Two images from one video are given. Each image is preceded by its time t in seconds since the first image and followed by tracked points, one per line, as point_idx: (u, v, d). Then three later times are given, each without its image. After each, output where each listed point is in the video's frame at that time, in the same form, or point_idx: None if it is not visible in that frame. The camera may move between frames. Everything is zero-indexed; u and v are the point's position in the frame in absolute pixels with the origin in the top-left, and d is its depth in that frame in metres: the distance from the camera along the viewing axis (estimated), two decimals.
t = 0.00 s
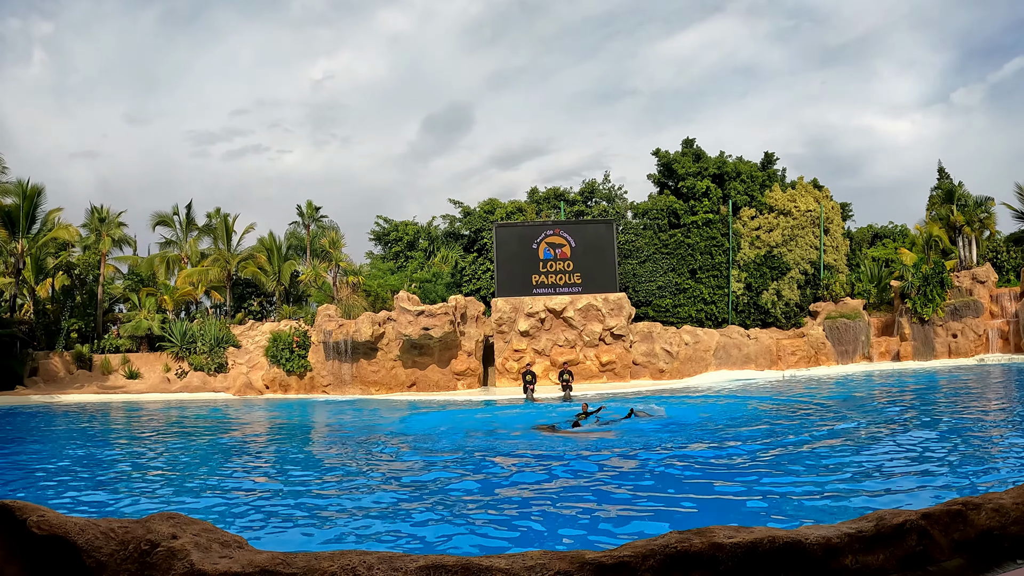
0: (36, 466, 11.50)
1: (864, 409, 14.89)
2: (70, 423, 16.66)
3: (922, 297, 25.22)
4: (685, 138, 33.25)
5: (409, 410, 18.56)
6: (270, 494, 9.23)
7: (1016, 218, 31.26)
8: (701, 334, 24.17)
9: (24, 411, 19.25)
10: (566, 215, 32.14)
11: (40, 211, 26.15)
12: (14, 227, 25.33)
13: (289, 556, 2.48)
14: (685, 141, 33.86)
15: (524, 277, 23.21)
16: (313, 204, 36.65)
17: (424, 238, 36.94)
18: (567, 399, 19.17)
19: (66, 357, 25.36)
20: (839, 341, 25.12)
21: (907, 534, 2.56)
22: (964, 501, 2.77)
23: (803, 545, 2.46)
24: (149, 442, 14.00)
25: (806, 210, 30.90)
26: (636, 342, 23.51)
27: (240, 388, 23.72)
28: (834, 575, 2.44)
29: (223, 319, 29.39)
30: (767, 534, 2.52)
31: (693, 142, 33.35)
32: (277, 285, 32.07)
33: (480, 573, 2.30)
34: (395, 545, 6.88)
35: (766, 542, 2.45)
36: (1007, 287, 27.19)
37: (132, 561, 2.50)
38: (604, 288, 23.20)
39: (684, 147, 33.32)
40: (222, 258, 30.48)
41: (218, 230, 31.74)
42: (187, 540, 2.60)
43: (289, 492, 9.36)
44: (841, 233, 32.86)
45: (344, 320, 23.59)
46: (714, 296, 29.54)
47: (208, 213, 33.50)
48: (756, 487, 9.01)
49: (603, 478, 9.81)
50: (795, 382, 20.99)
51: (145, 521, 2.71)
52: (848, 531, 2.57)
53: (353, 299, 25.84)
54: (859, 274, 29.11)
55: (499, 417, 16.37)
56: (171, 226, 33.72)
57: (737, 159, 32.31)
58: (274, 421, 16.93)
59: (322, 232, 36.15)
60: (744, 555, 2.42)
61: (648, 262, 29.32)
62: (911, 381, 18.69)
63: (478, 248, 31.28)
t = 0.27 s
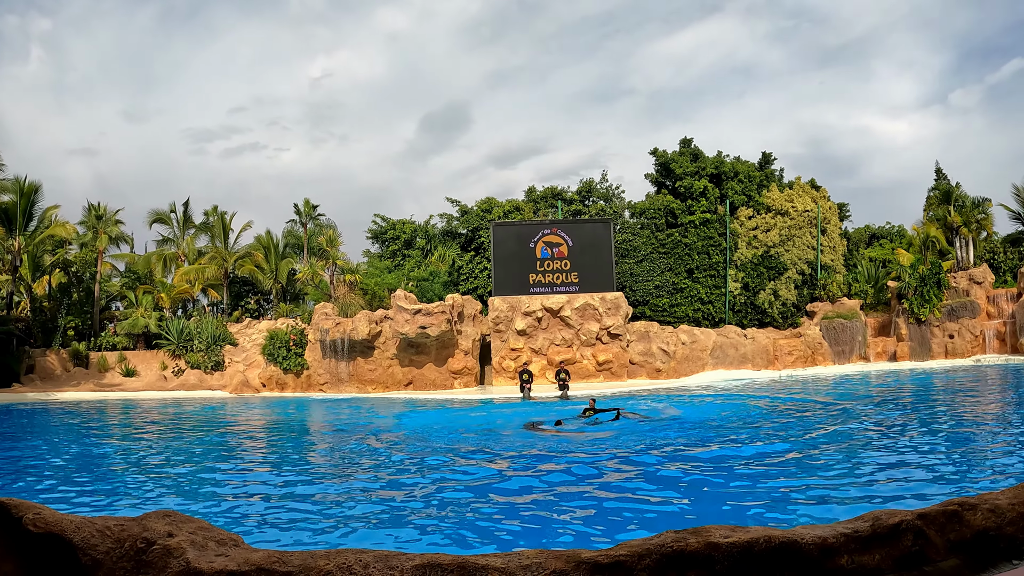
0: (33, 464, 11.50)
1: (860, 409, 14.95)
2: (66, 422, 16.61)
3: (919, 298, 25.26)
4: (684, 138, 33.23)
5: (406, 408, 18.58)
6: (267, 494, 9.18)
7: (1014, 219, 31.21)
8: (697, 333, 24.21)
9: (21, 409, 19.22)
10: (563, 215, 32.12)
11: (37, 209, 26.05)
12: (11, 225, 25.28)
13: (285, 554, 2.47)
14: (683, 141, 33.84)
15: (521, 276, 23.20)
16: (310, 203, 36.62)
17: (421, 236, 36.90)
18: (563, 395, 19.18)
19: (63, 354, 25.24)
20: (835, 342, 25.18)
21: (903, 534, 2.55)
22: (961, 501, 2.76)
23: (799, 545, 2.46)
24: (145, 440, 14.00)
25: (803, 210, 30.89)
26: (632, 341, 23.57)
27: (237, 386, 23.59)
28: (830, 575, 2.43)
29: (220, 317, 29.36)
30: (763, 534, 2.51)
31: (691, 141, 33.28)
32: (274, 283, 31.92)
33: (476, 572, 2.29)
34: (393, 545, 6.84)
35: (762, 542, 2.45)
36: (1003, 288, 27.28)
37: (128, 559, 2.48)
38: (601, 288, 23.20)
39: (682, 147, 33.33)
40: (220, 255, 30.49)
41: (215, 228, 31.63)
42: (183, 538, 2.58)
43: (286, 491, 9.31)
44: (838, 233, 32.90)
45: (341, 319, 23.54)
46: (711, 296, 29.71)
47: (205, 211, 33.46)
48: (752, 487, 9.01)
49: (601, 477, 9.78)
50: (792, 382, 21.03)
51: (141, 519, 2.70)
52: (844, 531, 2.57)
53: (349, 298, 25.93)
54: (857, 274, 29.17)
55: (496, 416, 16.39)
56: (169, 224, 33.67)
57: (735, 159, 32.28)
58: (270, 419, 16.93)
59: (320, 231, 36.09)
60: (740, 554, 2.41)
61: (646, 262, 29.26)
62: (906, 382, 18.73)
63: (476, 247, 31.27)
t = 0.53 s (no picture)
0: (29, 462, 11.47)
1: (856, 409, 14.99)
2: (63, 419, 16.57)
3: (917, 298, 25.31)
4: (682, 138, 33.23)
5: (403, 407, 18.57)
6: (263, 494, 9.06)
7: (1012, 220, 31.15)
8: (695, 333, 24.17)
9: (17, 407, 19.19)
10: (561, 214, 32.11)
11: (35, 206, 26.01)
12: (8, 222, 25.21)
13: (281, 553, 2.45)
14: (682, 140, 33.83)
15: (519, 275, 23.19)
16: (308, 201, 36.55)
17: (419, 235, 36.87)
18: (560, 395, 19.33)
19: (60, 352, 25.24)
20: (832, 342, 25.24)
21: (901, 535, 2.54)
22: (959, 502, 2.74)
23: (796, 546, 2.45)
24: (141, 437, 13.97)
25: (801, 211, 30.89)
26: (630, 341, 23.55)
27: (234, 384, 23.50)
28: None
29: (217, 315, 29.33)
30: (761, 534, 2.50)
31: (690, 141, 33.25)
32: (271, 281, 31.85)
33: (473, 572, 2.28)
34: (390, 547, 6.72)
35: (759, 542, 2.44)
36: (1000, 289, 27.33)
37: (124, 558, 2.46)
38: (598, 287, 23.19)
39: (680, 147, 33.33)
40: (216, 254, 30.75)
41: (213, 226, 31.54)
42: (179, 537, 2.57)
43: (282, 491, 9.19)
44: (836, 234, 32.93)
45: (338, 317, 23.47)
46: (708, 296, 29.82)
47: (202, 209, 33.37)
48: (752, 489, 8.93)
49: (599, 478, 9.69)
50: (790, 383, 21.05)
51: (137, 517, 2.68)
52: (841, 532, 2.56)
53: (346, 297, 25.97)
54: (853, 274, 29.24)
55: (494, 415, 16.37)
56: (166, 221, 33.60)
57: (734, 159, 32.20)
58: (267, 417, 16.90)
59: (318, 229, 36.01)
60: (738, 555, 2.40)
61: (643, 262, 29.41)
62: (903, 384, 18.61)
63: (473, 246, 31.41)
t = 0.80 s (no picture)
0: (23, 459, 11.42)
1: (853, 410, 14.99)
2: (58, 417, 16.48)
3: (913, 300, 25.40)
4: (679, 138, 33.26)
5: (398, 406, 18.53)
6: (259, 493, 9.01)
7: (1008, 222, 31.22)
8: (691, 334, 24.24)
9: (12, 405, 19.09)
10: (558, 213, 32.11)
11: (31, 203, 25.89)
12: (4, 219, 25.07)
13: (275, 560, 2.42)
14: (679, 140, 33.83)
15: (515, 275, 23.20)
16: (304, 199, 36.48)
17: (415, 234, 36.78)
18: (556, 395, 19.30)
19: (55, 350, 25.12)
20: (829, 343, 25.29)
21: (900, 544, 2.52)
22: (959, 510, 2.70)
23: (795, 555, 2.42)
24: (136, 436, 13.89)
25: (798, 211, 30.85)
26: (626, 341, 23.56)
27: (229, 382, 23.64)
28: None
29: (213, 313, 29.24)
30: (759, 543, 2.47)
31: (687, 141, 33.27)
32: (267, 279, 31.96)
33: None
34: (386, 551, 6.51)
35: (758, 552, 2.42)
36: (996, 291, 27.41)
37: (117, 565, 2.43)
38: (595, 287, 23.19)
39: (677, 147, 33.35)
40: (213, 251, 30.36)
41: (209, 224, 31.56)
42: (173, 544, 2.52)
43: (277, 491, 9.04)
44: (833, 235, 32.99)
45: (334, 316, 23.44)
46: (705, 297, 29.81)
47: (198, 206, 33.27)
48: (752, 492, 8.77)
49: (598, 481, 9.50)
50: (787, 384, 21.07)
51: (131, 523, 2.64)
52: (840, 541, 2.53)
53: (342, 295, 25.88)
54: (851, 276, 29.28)
55: (490, 415, 16.36)
56: (162, 219, 33.44)
57: (731, 160, 32.22)
58: (262, 416, 16.83)
59: (314, 227, 35.90)
60: (736, 564, 2.38)
61: (639, 262, 29.41)
62: (899, 386, 18.49)
63: (470, 245, 31.47)
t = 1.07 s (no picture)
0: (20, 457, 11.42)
1: (850, 411, 15.00)
2: (54, 415, 16.45)
3: (910, 300, 25.45)
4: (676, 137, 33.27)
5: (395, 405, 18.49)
6: (254, 492, 8.97)
7: (1006, 223, 31.23)
8: (688, 334, 24.25)
9: (8, 402, 19.06)
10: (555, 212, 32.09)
11: (27, 200, 25.83)
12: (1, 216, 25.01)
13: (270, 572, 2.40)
14: (677, 140, 33.83)
15: (513, 274, 23.15)
16: (301, 196, 36.40)
17: (413, 232, 36.66)
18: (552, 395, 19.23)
19: (51, 348, 24.99)
20: (827, 343, 25.26)
21: (898, 557, 2.51)
22: (956, 522, 2.68)
23: (793, 569, 2.41)
24: (133, 435, 13.86)
25: (795, 211, 30.89)
26: (624, 340, 23.53)
27: (226, 380, 23.54)
28: None
29: (210, 311, 29.20)
30: (757, 556, 2.46)
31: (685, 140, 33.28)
32: (264, 278, 31.94)
33: None
34: (377, 556, 6.31)
35: (756, 565, 2.40)
36: (993, 292, 27.44)
37: None
38: (592, 286, 23.17)
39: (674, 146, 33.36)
40: (210, 249, 30.37)
41: (206, 222, 31.56)
42: (167, 554, 2.49)
43: (272, 491, 9.00)
44: (830, 235, 33.01)
45: (331, 315, 23.40)
46: (702, 296, 29.92)
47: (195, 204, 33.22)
48: (751, 495, 8.61)
49: (594, 480, 9.49)
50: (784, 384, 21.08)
51: (125, 532, 2.61)
52: (839, 553, 2.53)
53: (339, 294, 25.83)
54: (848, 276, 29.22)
55: (487, 414, 16.34)
56: (159, 216, 33.41)
57: (729, 159, 32.27)
58: (259, 415, 16.80)
59: (311, 225, 35.83)
60: None
61: (637, 261, 29.39)
62: (896, 386, 18.50)
63: (467, 243, 31.43)
